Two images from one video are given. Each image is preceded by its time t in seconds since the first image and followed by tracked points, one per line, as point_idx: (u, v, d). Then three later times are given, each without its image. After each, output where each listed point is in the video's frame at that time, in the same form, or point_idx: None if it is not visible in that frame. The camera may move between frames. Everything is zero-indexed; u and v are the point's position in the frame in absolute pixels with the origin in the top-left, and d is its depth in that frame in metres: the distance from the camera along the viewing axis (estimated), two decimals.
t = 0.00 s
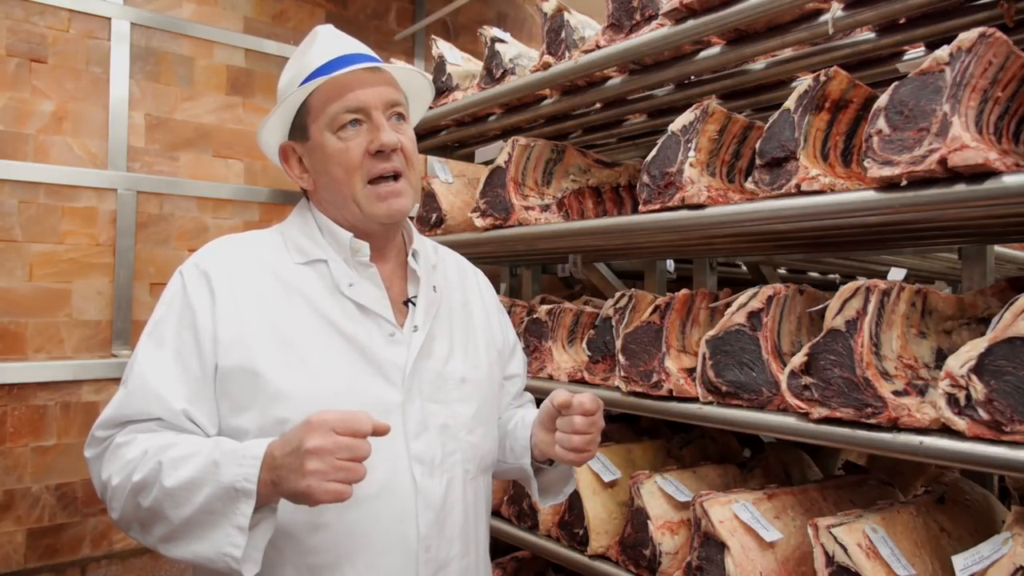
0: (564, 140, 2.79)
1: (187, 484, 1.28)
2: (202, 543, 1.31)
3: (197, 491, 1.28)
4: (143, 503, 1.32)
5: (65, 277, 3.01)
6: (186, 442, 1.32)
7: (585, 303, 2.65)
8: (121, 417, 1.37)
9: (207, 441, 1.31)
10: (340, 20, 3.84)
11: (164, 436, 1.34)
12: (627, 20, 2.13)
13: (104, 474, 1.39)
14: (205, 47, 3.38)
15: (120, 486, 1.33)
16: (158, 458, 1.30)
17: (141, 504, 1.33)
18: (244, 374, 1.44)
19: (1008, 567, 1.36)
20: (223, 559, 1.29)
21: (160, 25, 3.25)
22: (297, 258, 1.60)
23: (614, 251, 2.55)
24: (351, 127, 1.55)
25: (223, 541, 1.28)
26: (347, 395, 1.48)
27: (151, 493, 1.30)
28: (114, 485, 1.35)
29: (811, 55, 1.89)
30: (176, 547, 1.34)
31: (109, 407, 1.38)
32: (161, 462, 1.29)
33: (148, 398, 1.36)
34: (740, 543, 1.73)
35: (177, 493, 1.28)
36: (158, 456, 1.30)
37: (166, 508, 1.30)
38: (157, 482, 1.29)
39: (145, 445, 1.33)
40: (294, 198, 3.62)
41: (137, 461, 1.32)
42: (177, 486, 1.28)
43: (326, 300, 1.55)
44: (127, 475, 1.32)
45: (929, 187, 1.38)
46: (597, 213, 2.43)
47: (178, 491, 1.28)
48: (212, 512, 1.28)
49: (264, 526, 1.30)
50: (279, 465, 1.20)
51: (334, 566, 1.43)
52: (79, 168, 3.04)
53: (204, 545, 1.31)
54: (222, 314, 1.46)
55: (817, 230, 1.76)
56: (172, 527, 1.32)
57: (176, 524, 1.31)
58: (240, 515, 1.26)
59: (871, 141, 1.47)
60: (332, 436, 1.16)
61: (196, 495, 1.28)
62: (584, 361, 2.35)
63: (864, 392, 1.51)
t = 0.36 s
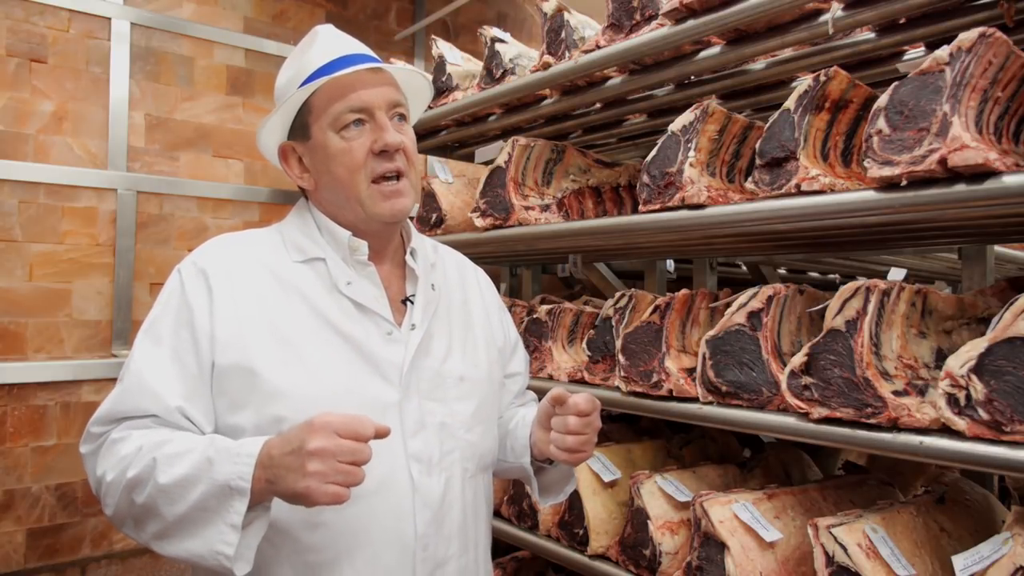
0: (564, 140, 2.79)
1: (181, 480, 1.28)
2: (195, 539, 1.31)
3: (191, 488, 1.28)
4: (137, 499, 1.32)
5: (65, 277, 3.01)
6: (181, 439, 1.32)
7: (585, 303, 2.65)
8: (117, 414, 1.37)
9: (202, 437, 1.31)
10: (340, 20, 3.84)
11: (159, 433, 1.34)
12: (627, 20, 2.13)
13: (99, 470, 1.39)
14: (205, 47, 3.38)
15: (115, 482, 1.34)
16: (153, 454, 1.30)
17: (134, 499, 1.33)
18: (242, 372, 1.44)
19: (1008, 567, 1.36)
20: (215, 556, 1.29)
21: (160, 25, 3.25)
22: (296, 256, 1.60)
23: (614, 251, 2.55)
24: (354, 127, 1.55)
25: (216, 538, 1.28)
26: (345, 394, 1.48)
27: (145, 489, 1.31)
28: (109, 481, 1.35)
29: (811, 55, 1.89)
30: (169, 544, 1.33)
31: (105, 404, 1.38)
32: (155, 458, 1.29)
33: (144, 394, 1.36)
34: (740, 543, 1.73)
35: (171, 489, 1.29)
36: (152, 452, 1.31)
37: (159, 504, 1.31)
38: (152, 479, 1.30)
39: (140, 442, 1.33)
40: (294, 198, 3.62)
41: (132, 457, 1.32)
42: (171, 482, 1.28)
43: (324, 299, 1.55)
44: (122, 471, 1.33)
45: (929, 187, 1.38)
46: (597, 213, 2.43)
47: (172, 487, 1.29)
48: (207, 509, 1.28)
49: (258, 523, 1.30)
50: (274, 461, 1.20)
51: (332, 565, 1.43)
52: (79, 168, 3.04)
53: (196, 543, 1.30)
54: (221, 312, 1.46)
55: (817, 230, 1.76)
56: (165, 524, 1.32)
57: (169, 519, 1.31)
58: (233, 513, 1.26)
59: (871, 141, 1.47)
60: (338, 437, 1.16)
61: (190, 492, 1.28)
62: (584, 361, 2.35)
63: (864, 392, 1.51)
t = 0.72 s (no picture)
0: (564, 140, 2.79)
1: (150, 442, 1.26)
2: (168, 498, 1.27)
3: (159, 446, 1.25)
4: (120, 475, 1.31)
5: (65, 277, 3.01)
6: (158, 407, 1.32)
7: (585, 303, 2.65)
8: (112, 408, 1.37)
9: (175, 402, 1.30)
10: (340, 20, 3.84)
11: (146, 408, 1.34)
12: (627, 20, 2.13)
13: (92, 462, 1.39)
14: (205, 47, 3.38)
15: (104, 466, 1.33)
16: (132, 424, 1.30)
17: (117, 474, 1.32)
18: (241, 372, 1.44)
19: (1008, 567, 1.36)
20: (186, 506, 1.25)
21: (160, 25, 3.25)
22: (295, 256, 1.60)
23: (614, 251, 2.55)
24: (353, 127, 1.55)
25: (186, 487, 1.25)
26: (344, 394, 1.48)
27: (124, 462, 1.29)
28: (98, 464, 1.35)
29: (811, 55, 1.89)
30: (147, 514, 1.30)
31: (100, 400, 1.38)
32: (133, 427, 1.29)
33: (137, 383, 1.36)
34: (740, 543, 1.73)
35: (142, 454, 1.26)
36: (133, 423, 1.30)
37: (135, 471, 1.28)
38: (129, 449, 1.29)
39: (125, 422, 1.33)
40: (294, 198, 3.62)
41: (115, 435, 1.32)
42: (142, 446, 1.26)
43: (324, 298, 1.55)
44: (107, 451, 1.32)
45: (929, 187, 1.38)
46: (597, 213, 2.43)
47: (143, 451, 1.26)
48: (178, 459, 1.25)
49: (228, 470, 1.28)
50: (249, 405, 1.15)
51: (330, 566, 1.43)
52: (79, 168, 3.04)
53: (168, 503, 1.27)
54: (220, 311, 1.46)
55: (817, 230, 1.76)
56: (142, 493, 1.29)
57: (144, 487, 1.28)
58: (199, 458, 1.22)
59: (871, 141, 1.47)
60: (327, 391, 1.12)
61: (158, 450, 1.25)
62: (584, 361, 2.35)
63: (864, 392, 1.51)
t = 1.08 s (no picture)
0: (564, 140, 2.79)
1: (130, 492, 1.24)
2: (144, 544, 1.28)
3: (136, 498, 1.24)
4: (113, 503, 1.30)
5: (65, 277, 3.01)
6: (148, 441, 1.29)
7: (585, 303, 2.65)
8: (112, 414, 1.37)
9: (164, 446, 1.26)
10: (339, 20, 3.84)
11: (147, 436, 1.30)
12: (628, 20, 2.13)
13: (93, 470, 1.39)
14: (205, 47, 3.38)
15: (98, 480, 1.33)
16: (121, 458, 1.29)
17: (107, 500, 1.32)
18: (241, 372, 1.44)
19: (1008, 567, 1.36)
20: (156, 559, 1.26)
21: (160, 25, 3.25)
22: (295, 256, 1.60)
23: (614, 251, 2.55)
24: (358, 134, 1.54)
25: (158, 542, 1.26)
26: (343, 395, 1.48)
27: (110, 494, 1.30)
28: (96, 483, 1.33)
29: (811, 55, 1.89)
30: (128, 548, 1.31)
31: (106, 405, 1.37)
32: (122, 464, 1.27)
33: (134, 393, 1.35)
34: (740, 543, 1.73)
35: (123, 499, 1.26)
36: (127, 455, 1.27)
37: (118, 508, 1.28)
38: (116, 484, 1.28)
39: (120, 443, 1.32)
40: (294, 198, 3.62)
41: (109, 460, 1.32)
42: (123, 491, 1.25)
43: (324, 299, 1.55)
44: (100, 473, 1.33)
45: (929, 187, 1.38)
46: (597, 213, 2.43)
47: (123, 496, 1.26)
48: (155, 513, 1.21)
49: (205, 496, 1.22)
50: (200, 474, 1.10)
51: (329, 566, 1.44)
52: (79, 168, 3.04)
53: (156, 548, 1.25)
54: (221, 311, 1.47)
55: (817, 230, 1.76)
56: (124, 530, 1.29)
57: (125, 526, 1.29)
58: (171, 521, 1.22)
59: (870, 141, 1.47)
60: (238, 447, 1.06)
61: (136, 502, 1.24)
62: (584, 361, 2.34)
63: (864, 392, 1.51)
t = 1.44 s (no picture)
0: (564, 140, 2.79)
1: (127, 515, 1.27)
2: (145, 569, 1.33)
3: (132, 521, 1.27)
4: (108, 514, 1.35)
5: (65, 277, 3.01)
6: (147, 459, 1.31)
7: (585, 303, 2.65)
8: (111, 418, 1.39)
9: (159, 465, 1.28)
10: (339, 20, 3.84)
11: (139, 446, 1.35)
12: (627, 20, 2.13)
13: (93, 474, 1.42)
14: (205, 47, 3.38)
15: (96, 489, 1.36)
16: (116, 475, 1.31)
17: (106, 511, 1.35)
18: (239, 374, 1.44)
19: (1008, 567, 1.36)
20: None
21: (160, 25, 3.25)
22: (296, 258, 1.59)
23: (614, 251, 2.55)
24: (359, 130, 1.55)
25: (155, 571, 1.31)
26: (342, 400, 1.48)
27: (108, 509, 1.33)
28: (91, 490, 1.38)
29: (811, 55, 1.89)
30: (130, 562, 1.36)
31: (103, 405, 1.40)
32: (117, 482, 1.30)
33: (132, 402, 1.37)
34: (741, 543, 1.73)
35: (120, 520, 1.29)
36: (119, 472, 1.31)
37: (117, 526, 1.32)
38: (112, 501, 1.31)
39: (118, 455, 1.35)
40: (294, 198, 3.62)
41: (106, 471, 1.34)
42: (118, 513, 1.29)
43: (324, 301, 1.55)
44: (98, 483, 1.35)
45: (929, 187, 1.38)
46: (597, 213, 2.43)
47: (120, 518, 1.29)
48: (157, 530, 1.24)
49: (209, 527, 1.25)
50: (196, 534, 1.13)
51: (327, 570, 1.44)
52: (79, 168, 3.04)
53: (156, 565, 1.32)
54: (220, 314, 1.47)
55: (817, 230, 1.76)
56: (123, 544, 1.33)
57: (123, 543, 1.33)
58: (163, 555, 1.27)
59: (871, 141, 1.47)
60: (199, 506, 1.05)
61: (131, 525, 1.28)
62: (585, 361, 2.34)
63: (864, 392, 1.51)
